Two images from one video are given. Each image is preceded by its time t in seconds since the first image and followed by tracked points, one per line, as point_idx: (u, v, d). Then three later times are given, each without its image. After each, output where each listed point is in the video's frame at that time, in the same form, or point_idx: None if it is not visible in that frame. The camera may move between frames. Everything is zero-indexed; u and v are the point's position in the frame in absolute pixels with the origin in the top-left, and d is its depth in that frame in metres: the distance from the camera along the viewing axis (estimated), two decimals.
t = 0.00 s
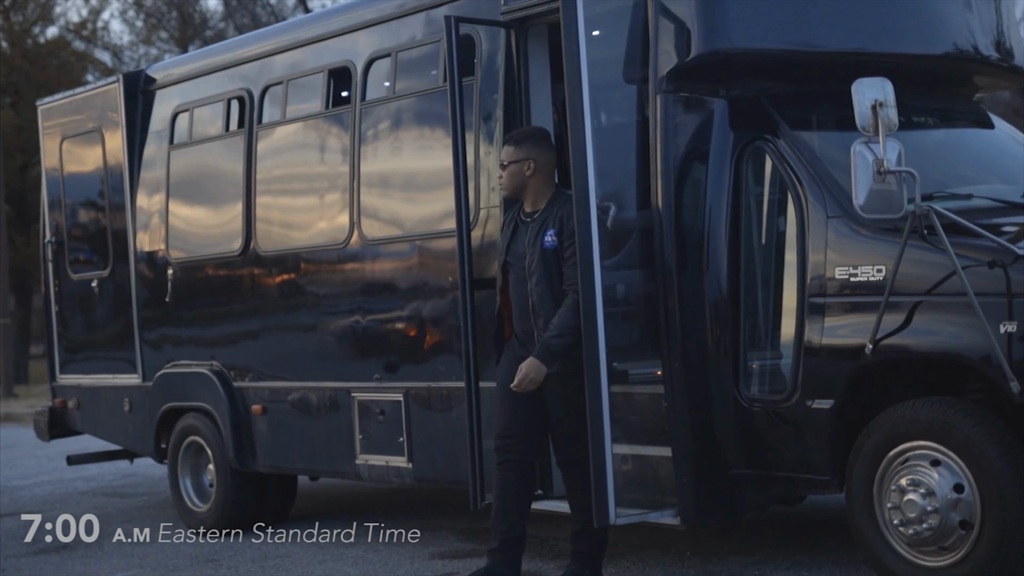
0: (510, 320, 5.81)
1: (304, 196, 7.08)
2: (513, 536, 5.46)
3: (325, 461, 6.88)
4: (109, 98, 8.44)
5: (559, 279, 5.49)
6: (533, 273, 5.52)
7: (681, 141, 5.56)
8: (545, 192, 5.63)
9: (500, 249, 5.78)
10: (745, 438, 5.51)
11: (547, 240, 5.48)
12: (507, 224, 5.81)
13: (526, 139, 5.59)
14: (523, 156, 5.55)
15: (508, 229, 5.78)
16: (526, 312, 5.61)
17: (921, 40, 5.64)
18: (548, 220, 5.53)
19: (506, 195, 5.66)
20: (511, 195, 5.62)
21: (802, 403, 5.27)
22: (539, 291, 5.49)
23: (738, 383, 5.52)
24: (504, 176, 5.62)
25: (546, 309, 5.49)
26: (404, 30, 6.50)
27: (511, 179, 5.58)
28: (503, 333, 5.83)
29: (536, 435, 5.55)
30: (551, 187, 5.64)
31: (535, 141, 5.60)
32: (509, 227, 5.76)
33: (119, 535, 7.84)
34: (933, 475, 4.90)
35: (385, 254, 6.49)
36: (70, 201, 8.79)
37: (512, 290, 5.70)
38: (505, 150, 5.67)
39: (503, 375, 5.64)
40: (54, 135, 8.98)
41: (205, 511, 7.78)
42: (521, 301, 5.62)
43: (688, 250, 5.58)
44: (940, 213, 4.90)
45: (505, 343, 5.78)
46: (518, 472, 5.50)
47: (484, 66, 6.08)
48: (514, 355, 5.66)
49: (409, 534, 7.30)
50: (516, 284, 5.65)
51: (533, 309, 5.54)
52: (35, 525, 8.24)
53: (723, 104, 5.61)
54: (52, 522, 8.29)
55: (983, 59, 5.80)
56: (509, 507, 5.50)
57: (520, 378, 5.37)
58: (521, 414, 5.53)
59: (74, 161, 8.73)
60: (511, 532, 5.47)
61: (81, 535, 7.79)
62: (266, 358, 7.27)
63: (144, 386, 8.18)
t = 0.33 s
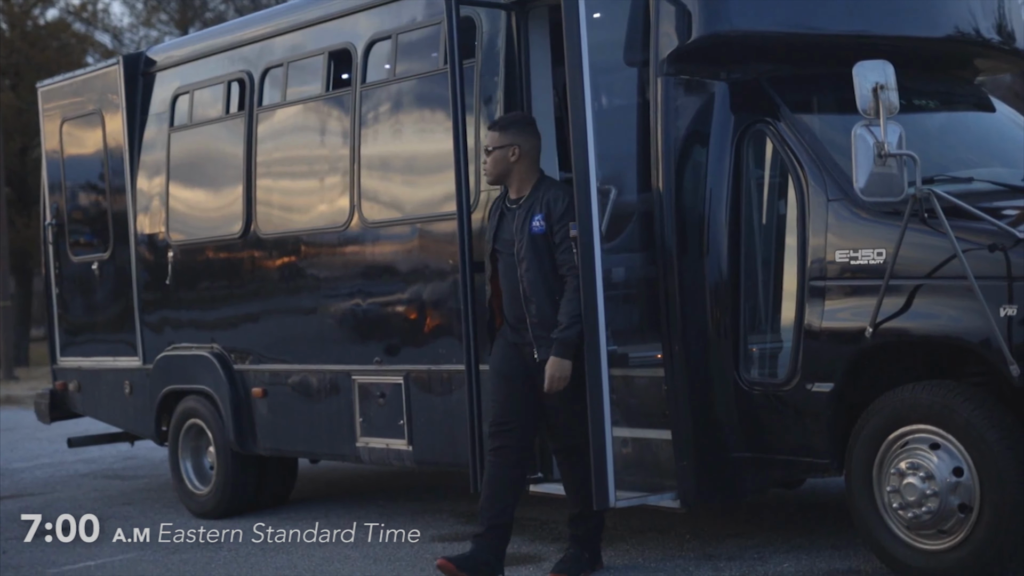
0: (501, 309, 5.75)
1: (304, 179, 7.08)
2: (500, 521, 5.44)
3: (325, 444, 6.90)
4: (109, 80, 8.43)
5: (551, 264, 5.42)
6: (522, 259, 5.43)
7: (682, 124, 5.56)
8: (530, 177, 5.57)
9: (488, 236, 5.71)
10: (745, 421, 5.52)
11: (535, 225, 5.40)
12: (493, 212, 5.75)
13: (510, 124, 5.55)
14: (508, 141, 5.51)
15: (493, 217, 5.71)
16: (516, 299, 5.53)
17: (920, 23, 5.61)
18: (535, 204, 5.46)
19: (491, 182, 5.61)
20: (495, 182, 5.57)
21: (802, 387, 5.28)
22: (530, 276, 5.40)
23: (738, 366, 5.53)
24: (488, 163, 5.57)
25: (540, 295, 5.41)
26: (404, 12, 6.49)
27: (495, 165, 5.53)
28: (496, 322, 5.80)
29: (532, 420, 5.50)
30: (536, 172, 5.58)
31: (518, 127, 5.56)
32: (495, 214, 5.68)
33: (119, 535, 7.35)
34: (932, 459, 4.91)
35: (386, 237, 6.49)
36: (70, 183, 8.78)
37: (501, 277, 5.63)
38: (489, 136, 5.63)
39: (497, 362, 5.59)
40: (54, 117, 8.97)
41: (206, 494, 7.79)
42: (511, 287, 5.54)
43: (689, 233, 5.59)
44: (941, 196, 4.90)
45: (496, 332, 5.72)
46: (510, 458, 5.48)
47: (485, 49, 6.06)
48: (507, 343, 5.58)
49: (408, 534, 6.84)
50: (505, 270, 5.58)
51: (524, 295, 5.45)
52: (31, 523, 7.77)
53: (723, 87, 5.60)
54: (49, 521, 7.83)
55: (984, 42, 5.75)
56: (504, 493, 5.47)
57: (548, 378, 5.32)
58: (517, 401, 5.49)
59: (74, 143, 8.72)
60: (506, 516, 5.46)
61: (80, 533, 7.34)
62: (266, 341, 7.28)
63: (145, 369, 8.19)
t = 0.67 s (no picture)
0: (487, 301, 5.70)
1: (305, 163, 7.08)
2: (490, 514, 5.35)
3: (326, 429, 6.91)
4: (110, 64, 8.42)
5: (539, 252, 5.38)
6: (509, 248, 5.38)
7: (683, 108, 5.55)
8: (513, 167, 5.52)
9: (472, 230, 5.67)
10: (746, 406, 5.53)
11: (520, 213, 5.36)
12: (477, 203, 5.71)
13: (492, 114, 5.51)
14: (490, 131, 5.47)
15: (477, 208, 5.67)
16: (503, 290, 5.48)
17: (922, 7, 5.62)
18: (518, 192, 5.41)
19: (473, 172, 5.56)
20: (478, 172, 5.53)
21: (802, 372, 5.29)
22: (518, 264, 5.35)
23: (739, 351, 5.54)
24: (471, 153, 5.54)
25: (530, 283, 5.35)
26: None
27: (478, 155, 5.49)
28: (484, 314, 5.74)
29: (523, 411, 5.45)
30: (519, 161, 5.53)
31: (499, 116, 5.52)
32: (478, 207, 5.65)
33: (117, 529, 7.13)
34: (932, 444, 4.91)
35: (386, 222, 6.49)
36: (70, 168, 8.78)
37: (487, 268, 5.57)
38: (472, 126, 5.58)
39: (484, 354, 5.53)
40: (54, 102, 8.97)
41: (207, 478, 7.81)
42: (498, 277, 5.48)
43: (690, 218, 5.58)
44: (942, 180, 4.89)
45: (484, 324, 5.67)
46: (498, 449, 5.42)
47: (486, 34, 6.02)
48: (494, 335, 5.53)
49: (407, 534, 6.51)
50: (491, 261, 5.52)
51: (513, 285, 5.39)
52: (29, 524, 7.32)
53: (725, 72, 5.61)
54: (48, 522, 7.37)
55: (987, 28, 5.76)
56: (494, 483, 5.39)
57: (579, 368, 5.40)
58: (507, 393, 5.45)
59: (75, 128, 8.72)
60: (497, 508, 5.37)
61: (80, 534, 6.93)
62: (266, 325, 7.29)
63: (145, 353, 8.20)
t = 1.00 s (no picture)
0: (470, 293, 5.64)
1: (306, 150, 7.07)
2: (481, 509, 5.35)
3: (327, 416, 6.92)
4: (111, 51, 8.41)
5: (522, 241, 5.31)
6: (490, 238, 5.32)
7: (684, 96, 5.57)
8: (492, 159, 5.47)
9: (454, 223, 5.61)
10: (747, 393, 5.53)
11: (501, 203, 5.29)
12: (457, 196, 5.67)
13: (473, 105, 5.47)
14: (470, 122, 5.43)
15: (456, 201, 5.62)
16: (486, 281, 5.41)
17: None
18: (497, 182, 5.36)
19: (451, 162, 5.52)
20: (457, 162, 5.48)
21: (803, 359, 5.29)
22: (501, 253, 5.28)
23: (740, 339, 5.54)
24: (449, 144, 5.49)
25: (514, 271, 5.28)
26: None
27: (456, 147, 5.45)
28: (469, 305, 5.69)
29: (506, 401, 5.41)
30: (498, 153, 5.48)
31: (479, 108, 5.47)
32: (459, 198, 5.60)
33: (119, 517, 7.14)
34: (933, 431, 4.92)
35: (387, 209, 6.49)
36: (71, 155, 8.77)
37: (467, 261, 5.51)
38: (451, 116, 5.53)
39: (467, 347, 5.48)
40: (55, 89, 8.96)
41: (208, 465, 7.82)
42: (481, 268, 5.42)
43: (691, 204, 5.59)
44: (944, 168, 4.88)
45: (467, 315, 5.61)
46: (485, 443, 5.39)
47: (487, 21, 5.97)
48: (476, 327, 5.48)
49: (408, 534, 6.27)
50: (471, 251, 5.46)
51: (496, 275, 5.32)
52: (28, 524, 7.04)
53: (727, 59, 5.60)
54: (48, 521, 7.09)
55: (988, 15, 5.72)
56: (483, 476, 5.37)
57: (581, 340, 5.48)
58: (488, 381, 5.41)
59: (76, 115, 8.71)
60: (488, 499, 5.37)
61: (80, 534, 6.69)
62: (268, 312, 7.29)
63: (147, 340, 8.20)
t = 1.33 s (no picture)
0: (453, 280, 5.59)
1: (311, 137, 7.07)
2: (482, 497, 5.35)
3: (333, 403, 6.93)
4: (116, 38, 8.40)
5: (509, 219, 5.26)
6: (476, 219, 5.28)
7: (689, 83, 5.56)
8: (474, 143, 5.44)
9: (436, 211, 5.57)
10: (751, 381, 5.53)
11: (484, 183, 5.25)
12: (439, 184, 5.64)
13: (459, 89, 5.43)
14: (457, 107, 5.40)
15: (438, 189, 5.59)
16: (472, 264, 5.36)
17: None
18: (479, 163, 5.32)
19: (434, 146, 5.46)
20: (441, 146, 5.43)
21: (808, 347, 5.30)
22: (489, 233, 5.23)
23: (745, 326, 5.54)
24: (433, 127, 5.44)
25: (503, 247, 5.22)
26: None
27: (440, 130, 5.41)
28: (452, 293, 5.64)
29: (497, 388, 5.39)
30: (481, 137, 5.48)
31: (464, 93, 5.44)
32: (440, 185, 5.55)
33: (125, 504, 7.16)
34: (939, 419, 4.91)
35: (392, 197, 6.49)
36: (77, 142, 8.78)
37: (450, 248, 5.47)
38: (435, 98, 5.46)
39: (455, 335, 5.45)
40: (60, 76, 8.96)
41: (214, 452, 7.83)
42: (466, 252, 5.37)
43: (697, 191, 5.60)
44: (949, 156, 4.86)
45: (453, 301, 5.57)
46: (483, 431, 5.38)
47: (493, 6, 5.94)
48: (463, 314, 5.44)
49: (408, 534, 6.03)
50: (456, 236, 5.41)
51: (484, 254, 5.27)
52: (29, 524, 6.72)
53: (732, 46, 5.59)
54: (47, 522, 6.77)
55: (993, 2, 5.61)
56: (480, 466, 5.36)
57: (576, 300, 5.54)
58: (478, 368, 5.39)
59: (81, 102, 8.71)
60: (489, 488, 5.36)
61: (80, 534, 6.40)
62: (273, 299, 7.29)
63: (152, 327, 8.22)
